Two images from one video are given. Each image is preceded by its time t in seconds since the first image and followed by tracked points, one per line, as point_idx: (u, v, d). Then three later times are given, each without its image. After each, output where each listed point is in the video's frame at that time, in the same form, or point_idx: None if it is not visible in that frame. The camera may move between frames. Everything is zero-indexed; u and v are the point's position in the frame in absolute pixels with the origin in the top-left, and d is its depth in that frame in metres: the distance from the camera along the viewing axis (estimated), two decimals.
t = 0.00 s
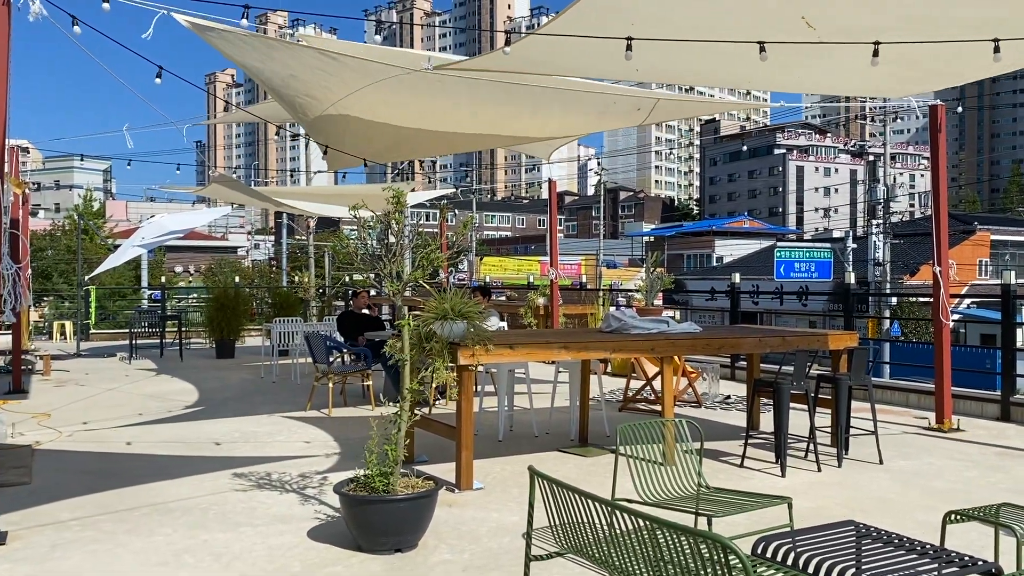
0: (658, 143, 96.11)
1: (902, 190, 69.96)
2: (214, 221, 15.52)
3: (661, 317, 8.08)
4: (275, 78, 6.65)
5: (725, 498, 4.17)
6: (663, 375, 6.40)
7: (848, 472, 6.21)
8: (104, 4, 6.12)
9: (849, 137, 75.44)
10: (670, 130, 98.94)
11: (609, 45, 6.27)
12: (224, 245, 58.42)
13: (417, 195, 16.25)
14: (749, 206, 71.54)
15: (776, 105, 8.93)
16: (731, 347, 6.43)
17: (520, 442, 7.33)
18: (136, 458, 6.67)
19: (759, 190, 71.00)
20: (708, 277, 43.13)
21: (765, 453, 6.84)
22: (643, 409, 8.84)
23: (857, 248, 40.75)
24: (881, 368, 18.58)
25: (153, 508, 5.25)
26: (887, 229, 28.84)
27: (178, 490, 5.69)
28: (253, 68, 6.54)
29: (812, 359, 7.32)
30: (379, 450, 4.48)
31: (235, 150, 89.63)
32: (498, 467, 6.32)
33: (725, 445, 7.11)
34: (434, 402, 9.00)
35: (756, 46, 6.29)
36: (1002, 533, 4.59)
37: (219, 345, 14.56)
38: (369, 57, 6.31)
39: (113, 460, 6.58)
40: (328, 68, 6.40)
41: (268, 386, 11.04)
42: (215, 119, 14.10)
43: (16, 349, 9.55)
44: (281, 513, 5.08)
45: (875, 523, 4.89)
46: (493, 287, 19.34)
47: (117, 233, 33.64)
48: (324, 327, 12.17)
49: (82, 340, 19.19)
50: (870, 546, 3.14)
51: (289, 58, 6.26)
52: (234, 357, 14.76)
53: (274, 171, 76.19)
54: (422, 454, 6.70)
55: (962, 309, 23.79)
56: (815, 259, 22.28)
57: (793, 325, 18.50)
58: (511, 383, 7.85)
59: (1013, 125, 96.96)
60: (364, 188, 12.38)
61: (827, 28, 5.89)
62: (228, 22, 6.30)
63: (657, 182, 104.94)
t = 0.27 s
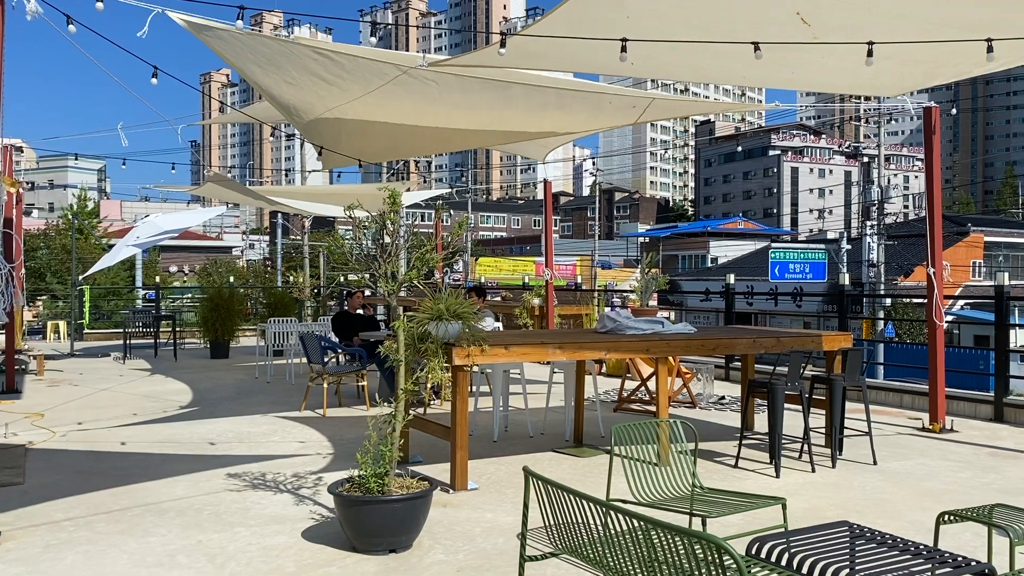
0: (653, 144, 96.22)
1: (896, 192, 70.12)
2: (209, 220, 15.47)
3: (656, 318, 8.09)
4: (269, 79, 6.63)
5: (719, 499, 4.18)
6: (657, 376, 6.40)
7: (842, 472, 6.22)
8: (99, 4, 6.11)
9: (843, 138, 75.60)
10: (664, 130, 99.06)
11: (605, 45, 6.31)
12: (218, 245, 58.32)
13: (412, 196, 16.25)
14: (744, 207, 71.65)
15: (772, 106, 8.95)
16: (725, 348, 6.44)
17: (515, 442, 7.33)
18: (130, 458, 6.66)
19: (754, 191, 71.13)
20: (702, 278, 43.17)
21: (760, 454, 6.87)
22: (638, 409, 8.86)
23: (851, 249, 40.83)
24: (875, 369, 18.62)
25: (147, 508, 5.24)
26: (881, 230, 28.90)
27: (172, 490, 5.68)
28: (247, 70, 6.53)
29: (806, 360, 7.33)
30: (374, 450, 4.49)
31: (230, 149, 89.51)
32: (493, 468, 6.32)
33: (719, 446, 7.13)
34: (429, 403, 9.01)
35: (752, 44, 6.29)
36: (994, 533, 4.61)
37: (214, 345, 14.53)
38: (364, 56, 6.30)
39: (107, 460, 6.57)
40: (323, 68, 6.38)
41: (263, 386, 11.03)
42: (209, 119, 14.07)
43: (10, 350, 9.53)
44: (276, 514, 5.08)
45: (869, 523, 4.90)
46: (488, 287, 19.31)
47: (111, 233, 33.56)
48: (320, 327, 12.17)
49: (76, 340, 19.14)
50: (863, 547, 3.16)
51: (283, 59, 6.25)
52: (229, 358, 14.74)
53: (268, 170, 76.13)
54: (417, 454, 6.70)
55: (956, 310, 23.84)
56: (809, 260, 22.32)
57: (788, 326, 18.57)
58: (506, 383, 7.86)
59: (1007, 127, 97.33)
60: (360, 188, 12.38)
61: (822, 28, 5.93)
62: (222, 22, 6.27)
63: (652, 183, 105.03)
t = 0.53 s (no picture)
0: (646, 144, 96.37)
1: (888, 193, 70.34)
2: (201, 220, 15.43)
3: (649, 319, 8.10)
4: (263, 79, 6.60)
5: (711, 499, 4.19)
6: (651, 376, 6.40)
7: (834, 473, 6.24)
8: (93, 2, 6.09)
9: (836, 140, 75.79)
10: (658, 131, 99.17)
11: (599, 44, 6.57)
12: (211, 245, 58.19)
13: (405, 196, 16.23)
14: (736, 208, 71.80)
15: (765, 107, 8.97)
16: (717, 349, 6.46)
17: (508, 443, 7.32)
18: (121, 458, 6.64)
19: (747, 192, 71.28)
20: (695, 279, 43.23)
21: (752, 454, 6.88)
22: (631, 410, 8.86)
23: (843, 251, 40.97)
24: (867, 369, 18.64)
25: (138, 509, 5.22)
26: (873, 231, 28.96)
27: (164, 490, 5.67)
28: (239, 69, 6.49)
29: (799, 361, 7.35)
30: (367, 451, 4.48)
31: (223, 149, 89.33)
32: (486, 468, 6.32)
33: (712, 446, 7.14)
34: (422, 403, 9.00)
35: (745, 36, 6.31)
36: (985, 534, 4.62)
37: (206, 345, 14.49)
38: (358, 53, 6.28)
39: (98, 460, 6.54)
40: (317, 66, 6.35)
41: (255, 386, 11.01)
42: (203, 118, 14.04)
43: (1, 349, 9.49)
44: (268, 514, 5.06)
45: (860, 524, 4.92)
46: (481, 288, 19.31)
47: (103, 233, 33.42)
48: (312, 327, 12.14)
49: (67, 340, 19.03)
50: (856, 547, 3.17)
51: (275, 55, 6.21)
52: (221, 358, 14.70)
53: (261, 170, 75.97)
54: (410, 455, 6.70)
55: (948, 311, 23.92)
56: (801, 261, 22.36)
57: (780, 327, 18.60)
58: (499, 384, 7.85)
59: (997, 130, 97.78)
60: (354, 187, 12.38)
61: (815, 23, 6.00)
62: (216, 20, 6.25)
63: (646, 184, 105.17)
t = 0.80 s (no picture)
0: (637, 145, 96.55)
1: (877, 194, 70.65)
2: (191, 219, 15.38)
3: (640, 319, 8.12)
4: (253, 78, 6.58)
5: (702, 499, 4.20)
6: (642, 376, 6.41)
7: (823, 473, 6.27)
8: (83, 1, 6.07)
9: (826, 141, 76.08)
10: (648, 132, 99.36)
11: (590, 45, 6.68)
12: (201, 245, 58.01)
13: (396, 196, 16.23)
14: (727, 209, 72.01)
15: (755, 108, 9.00)
16: (708, 349, 6.48)
17: (499, 443, 7.33)
18: (111, 458, 6.61)
19: (737, 193, 71.50)
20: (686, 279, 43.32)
21: (742, 454, 6.90)
22: (622, 410, 8.89)
23: (833, 252, 41.15)
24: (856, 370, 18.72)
25: (128, 509, 5.20)
26: (863, 232, 29.09)
27: (155, 491, 5.65)
28: (230, 68, 6.48)
29: (789, 361, 7.38)
30: (358, 451, 4.47)
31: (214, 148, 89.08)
32: (477, 469, 6.32)
33: (702, 446, 7.16)
34: (413, 403, 8.99)
35: (736, 32, 6.33)
36: (974, 533, 4.65)
37: (196, 345, 14.45)
38: (350, 51, 6.27)
39: (88, 461, 6.51)
40: (308, 64, 6.34)
41: (246, 386, 10.98)
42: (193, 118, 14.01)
43: None
44: (258, 515, 5.05)
45: (850, 524, 4.94)
46: (472, 288, 19.32)
47: (92, 233, 33.29)
48: (303, 327, 12.12)
49: (56, 340, 18.92)
50: (845, 547, 3.18)
51: (266, 54, 6.20)
52: (211, 358, 14.66)
53: (251, 170, 75.79)
54: (401, 455, 6.70)
55: (936, 312, 24.03)
56: (791, 261, 22.45)
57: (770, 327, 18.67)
58: (490, 384, 7.85)
59: (986, 131, 98.32)
60: (346, 186, 12.36)
61: (804, 20, 6.02)
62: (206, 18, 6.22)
63: (637, 185, 105.37)
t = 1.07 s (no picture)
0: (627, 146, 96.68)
1: (865, 195, 70.94)
2: (180, 219, 15.32)
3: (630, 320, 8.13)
4: (242, 74, 6.56)
5: (691, 499, 4.21)
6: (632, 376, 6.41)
7: (812, 472, 6.29)
8: None
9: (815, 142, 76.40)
10: (638, 132, 99.51)
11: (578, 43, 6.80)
12: (189, 244, 57.77)
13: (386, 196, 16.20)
14: (716, 210, 72.21)
15: (744, 109, 9.03)
16: (697, 349, 6.49)
17: (489, 443, 7.33)
18: (98, 458, 6.58)
19: (726, 194, 71.71)
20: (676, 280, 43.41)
21: (731, 454, 6.92)
22: (611, 410, 8.90)
23: (822, 252, 41.30)
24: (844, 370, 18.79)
25: (116, 510, 5.18)
26: (852, 233, 29.20)
27: (143, 491, 5.62)
28: (220, 64, 6.46)
29: (777, 361, 7.40)
30: (347, 451, 4.46)
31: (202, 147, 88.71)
32: (467, 469, 6.32)
33: (692, 446, 7.18)
34: (403, 404, 8.98)
35: (725, 28, 6.35)
36: (961, 533, 4.68)
37: (185, 345, 14.39)
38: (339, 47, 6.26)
39: (75, 461, 6.47)
40: (297, 61, 6.32)
41: (235, 386, 10.96)
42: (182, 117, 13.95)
43: None
44: (247, 515, 5.04)
45: (839, 523, 4.96)
46: (462, 289, 19.30)
47: (80, 232, 33.10)
48: (292, 327, 12.08)
49: (43, 340, 18.79)
50: (833, 546, 3.19)
51: (255, 51, 6.18)
52: (200, 358, 14.60)
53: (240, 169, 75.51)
54: (390, 456, 6.69)
55: (924, 313, 24.14)
56: (780, 262, 22.52)
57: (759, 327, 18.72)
58: (480, 384, 7.85)
59: (973, 133, 98.90)
60: (335, 185, 12.32)
61: (792, 16, 6.05)
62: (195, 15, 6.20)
63: (626, 185, 105.50)
